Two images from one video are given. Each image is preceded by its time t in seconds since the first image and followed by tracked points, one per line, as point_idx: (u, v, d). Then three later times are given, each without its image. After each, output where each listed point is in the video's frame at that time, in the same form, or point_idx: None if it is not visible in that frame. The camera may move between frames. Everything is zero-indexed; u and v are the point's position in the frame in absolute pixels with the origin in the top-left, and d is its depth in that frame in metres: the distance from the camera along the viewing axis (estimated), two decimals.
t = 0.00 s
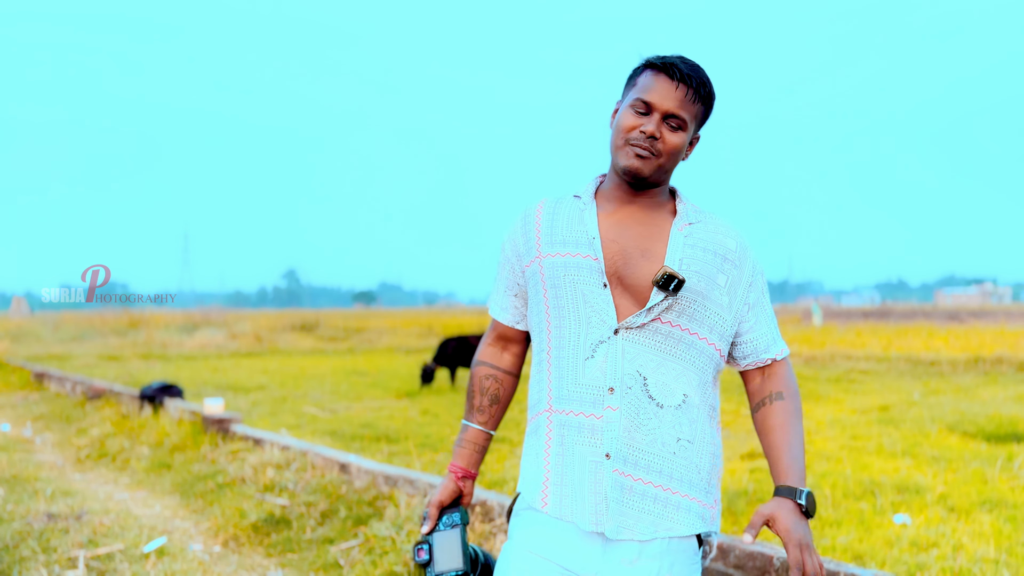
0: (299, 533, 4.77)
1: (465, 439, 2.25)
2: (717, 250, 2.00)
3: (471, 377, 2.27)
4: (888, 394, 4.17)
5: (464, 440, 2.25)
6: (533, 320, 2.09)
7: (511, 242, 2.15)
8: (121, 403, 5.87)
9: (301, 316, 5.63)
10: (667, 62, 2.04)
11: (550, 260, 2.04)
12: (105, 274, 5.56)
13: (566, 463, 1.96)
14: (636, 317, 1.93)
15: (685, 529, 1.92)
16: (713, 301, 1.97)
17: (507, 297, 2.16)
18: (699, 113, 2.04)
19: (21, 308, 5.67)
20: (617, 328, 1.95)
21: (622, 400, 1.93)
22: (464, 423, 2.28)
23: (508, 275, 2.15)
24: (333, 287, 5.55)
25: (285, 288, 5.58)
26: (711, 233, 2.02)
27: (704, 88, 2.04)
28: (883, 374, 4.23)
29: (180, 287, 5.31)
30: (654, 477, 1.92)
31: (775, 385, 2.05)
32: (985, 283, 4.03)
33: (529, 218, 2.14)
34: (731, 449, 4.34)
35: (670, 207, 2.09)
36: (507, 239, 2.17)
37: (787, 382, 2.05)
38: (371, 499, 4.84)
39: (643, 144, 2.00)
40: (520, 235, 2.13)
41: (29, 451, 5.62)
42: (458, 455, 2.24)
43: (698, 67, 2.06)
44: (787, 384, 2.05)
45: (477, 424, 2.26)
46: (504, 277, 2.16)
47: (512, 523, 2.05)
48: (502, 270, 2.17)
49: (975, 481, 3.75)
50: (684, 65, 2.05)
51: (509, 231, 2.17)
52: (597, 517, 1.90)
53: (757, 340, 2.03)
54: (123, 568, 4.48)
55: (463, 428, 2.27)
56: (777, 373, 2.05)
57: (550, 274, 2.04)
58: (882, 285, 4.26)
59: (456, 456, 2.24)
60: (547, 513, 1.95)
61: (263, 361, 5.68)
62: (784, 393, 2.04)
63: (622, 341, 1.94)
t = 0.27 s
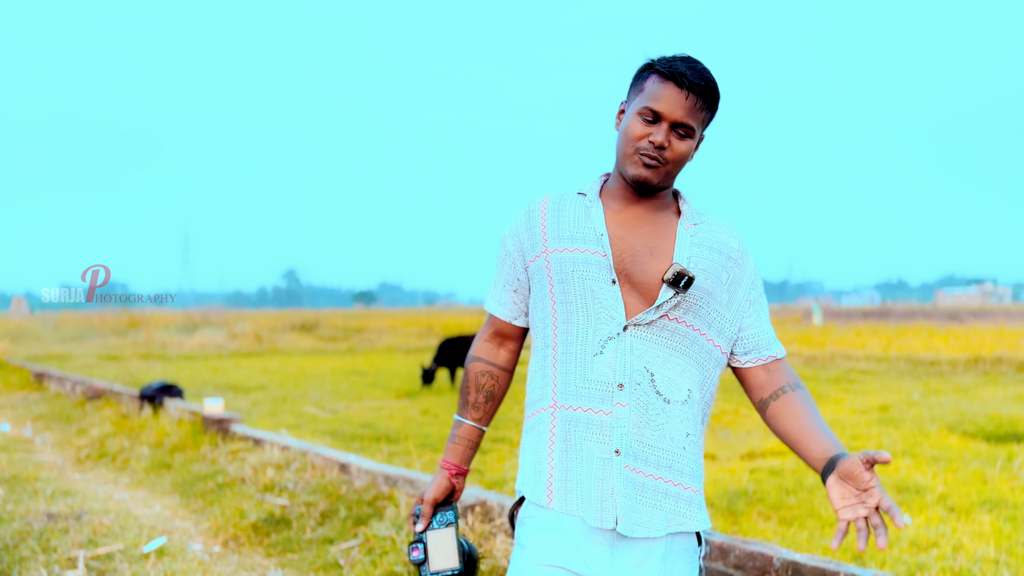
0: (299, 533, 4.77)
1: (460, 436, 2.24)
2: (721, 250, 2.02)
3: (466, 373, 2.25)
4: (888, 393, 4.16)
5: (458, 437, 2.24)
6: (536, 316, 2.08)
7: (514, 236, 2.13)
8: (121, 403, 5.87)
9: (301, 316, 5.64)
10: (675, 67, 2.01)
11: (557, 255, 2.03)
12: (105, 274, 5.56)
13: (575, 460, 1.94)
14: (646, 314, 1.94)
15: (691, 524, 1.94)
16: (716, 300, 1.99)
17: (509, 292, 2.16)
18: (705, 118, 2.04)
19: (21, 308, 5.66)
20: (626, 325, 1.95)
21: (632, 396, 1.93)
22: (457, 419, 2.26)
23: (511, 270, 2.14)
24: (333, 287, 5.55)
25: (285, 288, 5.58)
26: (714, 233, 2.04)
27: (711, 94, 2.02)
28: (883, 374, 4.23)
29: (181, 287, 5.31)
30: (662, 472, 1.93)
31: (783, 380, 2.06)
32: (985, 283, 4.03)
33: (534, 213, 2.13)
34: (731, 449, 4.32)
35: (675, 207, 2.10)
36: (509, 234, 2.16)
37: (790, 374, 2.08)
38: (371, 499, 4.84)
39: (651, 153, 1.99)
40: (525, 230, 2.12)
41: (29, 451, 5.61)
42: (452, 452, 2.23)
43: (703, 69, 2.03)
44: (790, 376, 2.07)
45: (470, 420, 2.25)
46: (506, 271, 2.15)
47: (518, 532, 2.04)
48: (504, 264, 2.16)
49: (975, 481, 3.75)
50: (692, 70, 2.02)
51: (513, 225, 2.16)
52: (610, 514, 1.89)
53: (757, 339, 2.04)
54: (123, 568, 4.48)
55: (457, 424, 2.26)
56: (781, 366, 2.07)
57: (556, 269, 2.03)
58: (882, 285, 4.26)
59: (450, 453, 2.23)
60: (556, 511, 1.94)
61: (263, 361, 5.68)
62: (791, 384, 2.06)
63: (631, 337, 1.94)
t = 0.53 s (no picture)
0: (299, 533, 4.77)
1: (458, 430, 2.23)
2: (718, 255, 1.99)
3: (467, 367, 2.26)
4: (888, 394, 4.17)
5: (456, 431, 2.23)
6: (533, 317, 2.09)
7: (515, 236, 2.15)
8: (121, 403, 5.87)
9: (302, 316, 5.64)
10: (646, 62, 2.05)
11: (553, 257, 2.04)
12: (105, 274, 5.56)
13: (561, 459, 1.96)
14: (635, 318, 1.93)
15: (676, 531, 1.93)
16: (712, 305, 1.98)
17: (509, 292, 2.16)
18: (687, 105, 2.02)
19: (20, 308, 5.66)
20: (616, 328, 1.95)
21: (619, 400, 1.93)
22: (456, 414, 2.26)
23: (511, 271, 2.15)
24: (333, 287, 5.55)
25: (285, 288, 5.58)
26: (713, 237, 2.01)
27: (688, 80, 2.02)
28: (883, 374, 4.23)
29: (181, 288, 5.31)
30: (647, 478, 1.92)
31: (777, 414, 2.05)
32: (985, 283, 4.03)
33: (535, 213, 2.13)
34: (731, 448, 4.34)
35: (675, 208, 2.09)
36: (511, 234, 2.17)
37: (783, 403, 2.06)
38: (371, 499, 4.84)
39: (630, 144, 2.00)
40: (525, 230, 2.13)
41: (29, 451, 5.61)
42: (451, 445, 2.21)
43: (682, 60, 2.05)
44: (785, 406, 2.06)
45: (469, 415, 2.24)
46: (507, 272, 2.16)
47: (512, 526, 2.04)
48: (505, 264, 2.17)
49: (974, 481, 3.75)
50: (665, 62, 2.05)
51: (514, 226, 2.17)
52: (590, 515, 1.90)
53: (750, 347, 2.03)
54: (123, 568, 4.49)
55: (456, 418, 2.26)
56: (776, 396, 2.06)
57: (551, 271, 2.04)
58: (882, 285, 4.26)
59: (447, 445, 2.21)
60: (542, 509, 1.95)
61: (264, 361, 5.67)
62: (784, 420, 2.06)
63: (620, 341, 1.94)
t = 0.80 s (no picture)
0: (299, 533, 4.77)
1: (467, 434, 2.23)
2: (722, 255, 2.00)
3: (471, 370, 2.25)
4: (888, 394, 4.17)
5: (465, 435, 2.23)
6: (537, 317, 2.09)
7: (518, 236, 2.14)
8: (121, 403, 5.86)
9: (301, 316, 5.64)
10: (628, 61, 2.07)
11: (557, 256, 2.04)
12: (105, 274, 5.56)
13: (565, 459, 1.95)
14: (642, 318, 1.93)
15: (677, 531, 1.93)
16: (715, 306, 1.98)
17: (512, 292, 2.16)
18: (675, 95, 2.03)
19: (21, 307, 5.66)
20: (622, 328, 1.95)
21: (624, 400, 1.93)
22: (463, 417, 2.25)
23: (514, 271, 2.15)
24: (333, 287, 5.55)
25: (285, 288, 5.58)
26: (717, 237, 2.01)
27: (672, 71, 2.03)
28: (883, 375, 4.24)
29: (181, 288, 5.31)
30: (650, 478, 1.93)
31: (748, 414, 2.05)
32: (985, 283, 4.03)
33: (538, 213, 2.13)
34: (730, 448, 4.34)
35: (677, 208, 2.09)
36: (514, 233, 2.16)
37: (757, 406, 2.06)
38: (371, 499, 4.84)
39: (624, 141, 2.00)
40: (528, 230, 2.13)
41: (29, 451, 5.60)
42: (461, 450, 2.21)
43: (662, 55, 2.07)
44: (760, 408, 2.05)
45: (475, 418, 2.24)
46: (509, 272, 2.16)
47: (512, 530, 2.04)
48: (507, 265, 2.17)
49: (974, 481, 3.75)
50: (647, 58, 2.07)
51: (516, 226, 2.17)
52: (594, 514, 1.90)
53: (744, 344, 2.02)
54: (123, 568, 4.49)
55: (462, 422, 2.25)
56: (751, 397, 2.06)
57: (556, 271, 2.04)
58: (882, 285, 4.25)
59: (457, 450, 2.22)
60: (546, 508, 1.95)
61: (263, 360, 5.67)
62: (754, 421, 2.05)
63: (626, 341, 1.94)
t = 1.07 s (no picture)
0: (299, 533, 4.77)
1: (469, 438, 2.23)
2: (719, 244, 1.99)
3: (472, 375, 2.25)
4: (888, 394, 4.17)
5: (467, 439, 2.23)
6: (537, 316, 2.09)
7: (514, 238, 2.15)
8: (121, 403, 5.86)
9: (301, 316, 5.64)
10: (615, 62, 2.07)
11: (554, 254, 2.04)
12: (104, 274, 5.56)
13: (570, 456, 1.96)
14: (641, 311, 1.93)
15: (686, 523, 1.92)
16: (714, 297, 1.97)
17: (510, 293, 2.16)
18: (664, 93, 2.03)
19: (21, 307, 5.65)
20: (621, 321, 1.95)
21: (626, 393, 1.93)
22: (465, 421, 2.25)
23: (511, 272, 2.15)
24: (333, 287, 5.55)
25: (285, 288, 5.58)
26: (712, 227, 2.01)
27: (659, 70, 2.04)
28: (884, 374, 4.24)
29: (181, 288, 5.31)
30: (656, 470, 1.92)
31: (766, 390, 2.01)
32: (985, 283, 4.02)
33: (533, 214, 2.14)
34: (730, 448, 4.35)
35: (671, 203, 2.09)
36: (509, 235, 2.17)
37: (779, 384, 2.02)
38: (371, 499, 4.85)
39: (617, 142, 2.01)
40: (524, 232, 2.13)
41: (29, 451, 5.60)
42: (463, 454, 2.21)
43: (647, 54, 2.07)
44: (778, 386, 2.01)
45: (478, 423, 2.25)
46: (507, 274, 2.16)
47: (517, 529, 2.05)
48: (503, 267, 2.17)
49: (974, 481, 3.75)
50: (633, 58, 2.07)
51: (511, 229, 2.17)
52: (601, 509, 1.90)
53: (751, 332, 2.00)
54: (123, 568, 4.49)
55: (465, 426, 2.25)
56: (768, 374, 2.02)
57: (553, 269, 2.04)
58: (882, 284, 4.25)
59: (461, 454, 2.22)
60: (553, 505, 1.96)
61: (264, 361, 5.68)
62: (774, 396, 2.00)
63: (626, 335, 1.94)
